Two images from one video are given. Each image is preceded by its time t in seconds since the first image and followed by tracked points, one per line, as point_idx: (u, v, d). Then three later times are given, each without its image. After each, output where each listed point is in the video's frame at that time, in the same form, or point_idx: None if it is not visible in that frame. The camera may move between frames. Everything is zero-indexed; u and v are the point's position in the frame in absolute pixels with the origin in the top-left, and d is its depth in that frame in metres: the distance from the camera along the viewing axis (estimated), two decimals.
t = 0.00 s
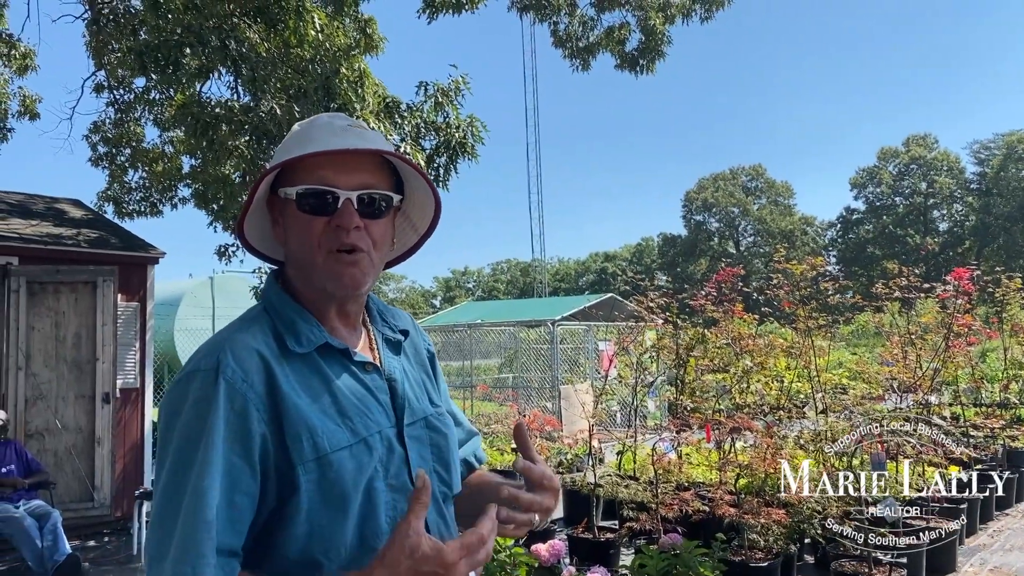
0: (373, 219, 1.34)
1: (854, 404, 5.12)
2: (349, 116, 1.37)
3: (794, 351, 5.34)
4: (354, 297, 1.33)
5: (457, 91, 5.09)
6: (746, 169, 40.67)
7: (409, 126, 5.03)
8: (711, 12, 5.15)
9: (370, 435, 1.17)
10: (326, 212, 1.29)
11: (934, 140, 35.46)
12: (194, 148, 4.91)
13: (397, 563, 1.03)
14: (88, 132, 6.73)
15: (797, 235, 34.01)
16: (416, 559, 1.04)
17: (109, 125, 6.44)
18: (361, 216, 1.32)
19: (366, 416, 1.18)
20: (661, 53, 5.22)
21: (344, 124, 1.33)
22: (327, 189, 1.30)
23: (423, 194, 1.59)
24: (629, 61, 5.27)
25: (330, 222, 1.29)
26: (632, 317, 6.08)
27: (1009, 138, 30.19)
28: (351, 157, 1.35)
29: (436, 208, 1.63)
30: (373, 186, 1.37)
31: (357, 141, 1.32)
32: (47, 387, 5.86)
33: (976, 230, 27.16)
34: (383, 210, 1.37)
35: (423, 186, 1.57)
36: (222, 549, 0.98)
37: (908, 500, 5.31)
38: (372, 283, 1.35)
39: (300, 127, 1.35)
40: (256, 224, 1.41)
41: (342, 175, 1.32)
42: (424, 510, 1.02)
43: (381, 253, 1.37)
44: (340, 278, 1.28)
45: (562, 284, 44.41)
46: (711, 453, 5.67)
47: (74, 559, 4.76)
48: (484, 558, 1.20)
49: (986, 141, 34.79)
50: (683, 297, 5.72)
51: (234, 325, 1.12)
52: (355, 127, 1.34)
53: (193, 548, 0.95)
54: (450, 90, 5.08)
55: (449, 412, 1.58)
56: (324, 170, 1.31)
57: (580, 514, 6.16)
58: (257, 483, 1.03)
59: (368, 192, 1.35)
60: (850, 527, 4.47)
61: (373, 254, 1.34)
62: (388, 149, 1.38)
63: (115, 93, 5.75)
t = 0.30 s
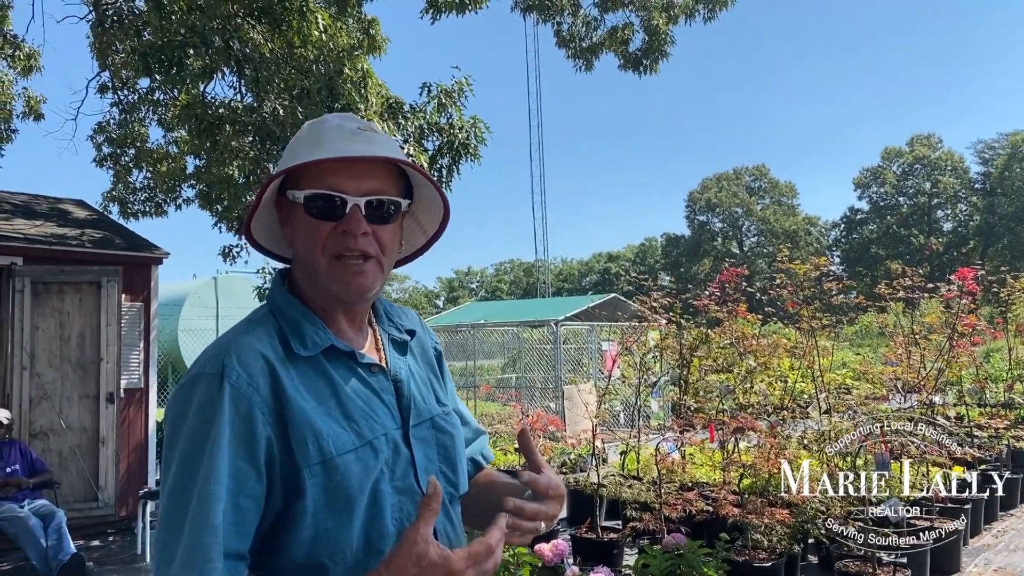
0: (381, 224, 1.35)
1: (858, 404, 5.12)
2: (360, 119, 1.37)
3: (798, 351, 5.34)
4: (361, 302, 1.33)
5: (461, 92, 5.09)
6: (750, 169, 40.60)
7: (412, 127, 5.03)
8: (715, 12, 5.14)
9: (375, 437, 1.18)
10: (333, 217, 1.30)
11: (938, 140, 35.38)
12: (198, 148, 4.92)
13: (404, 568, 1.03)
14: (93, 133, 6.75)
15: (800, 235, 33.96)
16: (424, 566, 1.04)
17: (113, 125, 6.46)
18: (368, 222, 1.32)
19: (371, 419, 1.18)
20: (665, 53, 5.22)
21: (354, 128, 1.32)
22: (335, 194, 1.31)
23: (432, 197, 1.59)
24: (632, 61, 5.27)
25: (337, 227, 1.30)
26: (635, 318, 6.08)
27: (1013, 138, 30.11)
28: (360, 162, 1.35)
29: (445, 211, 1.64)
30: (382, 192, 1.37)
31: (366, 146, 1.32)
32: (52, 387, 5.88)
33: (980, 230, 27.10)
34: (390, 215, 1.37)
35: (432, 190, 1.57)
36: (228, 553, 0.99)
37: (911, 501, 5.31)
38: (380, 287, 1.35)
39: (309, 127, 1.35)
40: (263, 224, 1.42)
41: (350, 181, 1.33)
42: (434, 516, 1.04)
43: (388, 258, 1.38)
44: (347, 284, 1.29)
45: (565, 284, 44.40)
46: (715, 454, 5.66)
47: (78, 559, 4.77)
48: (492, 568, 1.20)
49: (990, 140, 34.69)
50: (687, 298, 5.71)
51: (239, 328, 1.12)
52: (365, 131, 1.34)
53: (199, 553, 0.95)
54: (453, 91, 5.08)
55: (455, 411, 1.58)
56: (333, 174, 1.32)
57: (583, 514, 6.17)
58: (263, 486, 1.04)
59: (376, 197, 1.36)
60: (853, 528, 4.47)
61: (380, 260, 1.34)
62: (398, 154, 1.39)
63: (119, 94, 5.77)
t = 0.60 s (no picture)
0: (391, 229, 1.35)
1: (861, 404, 5.14)
2: (374, 122, 1.36)
3: (801, 351, 5.34)
4: (368, 305, 1.33)
5: (463, 93, 5.09)
6: (753, 169, 40.54)
7: (415, 128, 5.03)
8: (718, 12, 5.14)
9: (379, 441, 1.18)
10: (343, 221, 1.30)
11: (942, 140, 35.31)
12: (201, 149, 4.93)
13: (397, 543, 1.03)
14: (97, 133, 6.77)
15: (804, 235, 33.91)
16: (417, 541, 1.04)
17: (117, 126, 6.47)
18: (378, 227, 1.32)
19: (375, 422, 1.19)
20: (668, 53, 5.21)
21: (367, 131, 1.32)
22: (346, 198, 1.31)
23: (443, 200, 1.59)
24: (635, 61, 5.26)
25: (346, 231, 1.29)
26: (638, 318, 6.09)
27: (1017, 137, 30.03)
28: (371, 166, 1.35)
29: (456, 217, 1.64)
30: (393, 196, 1.37)
31: (379, 150, 1.32)
32: (55, 387, 5.89)
33: (984, 230, 27.02)
34: (400, 219, 1.37)
35: (444, 196, 1.57)
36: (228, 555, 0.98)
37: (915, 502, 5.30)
38: (387, 290, 1.35)
39: (322, 127, 1.35)
40: (273, 222, 1.42)
41: (361, 185, 1.33)
42: (422, 496, 1.07)
43: (396, 263, 1.37)
44: (354, 289, 1.29)
45: (568, 285, 44.37)
46: (718, 454, 5.65)
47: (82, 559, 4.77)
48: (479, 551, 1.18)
49: (993, 140, 34.60)
50: (690, 298, 5.71)
51: (245, 329, 1.13)
52: (378, 135, 1.34)
53: (198, 554, 0.95)
54: (456, 92, 5.07)
55: (462, 413, 1.58)
56: (344, 178, 1.32)
57: (586, 514, 6.17)
58: (265, 489, 1.04)
59: (386, 201, 1.36)
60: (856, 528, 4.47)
61: (389, 264, 1.34)
62: (411, 158, 1.38)
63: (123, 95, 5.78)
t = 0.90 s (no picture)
0: (393, 222, 1.35)
1: (863, 404, 5.10)
2: (374, 117, 1.37)
3: (803, 351, 5.34)
4: (371, 299, 1.33)
5: (464, 92, 5.08)
6: (755, 169, 40.51)
7: (416, 127, 5.02)
8: (720, 11, 5.14)
9: (380, 438, 1.18)
10: (345, 214, 1.30)
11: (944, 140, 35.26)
12: (202, 148, 4.93)
13: (393, 552, 1.03)
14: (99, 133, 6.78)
15: (806, 235, 33.89)
16: (411, 548, 1.03)
17: (119, 126, 6.49)
18: (379, 219, 1.33)
19: (377, 418, 1.19)
20: (669, 53, 5.21)
21: (367, 126, 1.33)
22: (347, 191, 1.31)
23: (444, 194, 1.59)
24: (637, 61, 5.26)
25: (348, 224, 1.30)
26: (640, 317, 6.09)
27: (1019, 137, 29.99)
28: (372, 159, 1.35)
29: (458, 213, 1.64)
30: (394, 189, 1.38)
31: (380, 143, 1.33)
32: (58, 387, 5.90)
33: (986, 230, 26.96)
34: (402, 213, 1.37)
35: (445, 191, 1.58)
36: (228, 550, 0.98)
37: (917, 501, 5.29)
38: (389, 284, 1.35)
39: (322, 123, 1.36)
40: (274, 220, 1.42)
41: (362, 178, 1.33)
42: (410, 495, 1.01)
43: (398, 256, 1.37)
44: (357, 282, 1.29)
45: (569, 284, 44.38)
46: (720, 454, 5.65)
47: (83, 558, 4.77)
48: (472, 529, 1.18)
49: (996, 140, 34.54)
50: (692, 298, 5.71)
51: (247, 324, 1.13)
52: (379, 129, 1.35)
53: (199, 549, 0.95)
54: (457, 91, 5.07)
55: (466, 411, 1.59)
56: (345, 171, 1.32)
57: (588, 514, 6.17)
58: (266, 484, 1.04)
59: (388, 194, 1.36)
60: (857, 528, 4.47)
61: (391, 257, 1.34)
62: (411, 151, 1.39)
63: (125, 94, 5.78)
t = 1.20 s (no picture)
0: (398, 220, 1.35)
1: (864, 405, 5.22)
2: (376, 115, 1.37)
3: (804, 351, 5.35)
4: (376, 299, 1.33)
5: (465, 92, 5.09)
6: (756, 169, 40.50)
7: (416, 127, 5.02)
8: (721, 11, 5.14)
9: (387, 440, 1.18)
10: (350, 213, 1.30)
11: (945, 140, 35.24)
12: (203, 148, 4.93)
13: None
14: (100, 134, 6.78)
15: (807, 236, 33.88)
16: None
17: (121, 126, 6.49)
18: (385, 218, 1.32)
19: (383, 421, 1.18)
20: (670, 52, 5.21)
21: (370, 124, 1.33)
22: (352, 189, 1.31)
23: (447, 192, 1.60)
24: (639, 61, 5.26)
25: (353, 223, 1.30)
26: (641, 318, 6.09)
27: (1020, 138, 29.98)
28: (376, 157, 1.36)
29: (462, 209, 1.64)
30: (399, 187, 1.38)
31: (383, 140, 1.33)
32: (59, 387, 5.90)
33: (988, 230, 26.92)
34: (407, 211, 1.37)
35: (450, 188, 1.58)
36: (234, 555, 0.98)
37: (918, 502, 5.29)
38: (396, 284, 1.35)
39: (325, 122, 1.36)
40: (277, 219, 1.42)
41: (366, 176, 1.33)
42: None
43: (404, 255, 1.37)
44: (362, 282, 1.29)
45: (570, 285, 44.37)
46: (721, 454, 5.65)
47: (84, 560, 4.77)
48: None
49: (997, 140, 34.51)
50: (693, 298, 5.71)
51: (252, 326, 1.13)
52: (382, 126, 1.35)
53: (205, 554, 0.95)
54: (458, 91, 5.08)
55: (470, 412, 1.58)
56: (350, 169, 1.32)
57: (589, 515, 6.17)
58: (272, 488, 1.04)
59: (393, 193, 1.36)
60: (858, 529, 4.47)
61: (397, 256, 1.34)
62: (414, 147, 1.39)
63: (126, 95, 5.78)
